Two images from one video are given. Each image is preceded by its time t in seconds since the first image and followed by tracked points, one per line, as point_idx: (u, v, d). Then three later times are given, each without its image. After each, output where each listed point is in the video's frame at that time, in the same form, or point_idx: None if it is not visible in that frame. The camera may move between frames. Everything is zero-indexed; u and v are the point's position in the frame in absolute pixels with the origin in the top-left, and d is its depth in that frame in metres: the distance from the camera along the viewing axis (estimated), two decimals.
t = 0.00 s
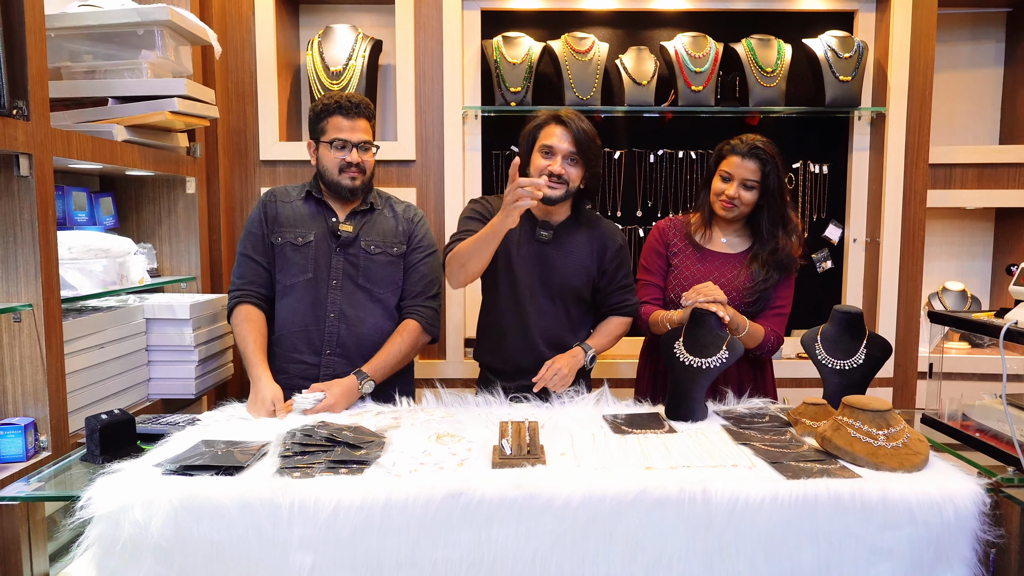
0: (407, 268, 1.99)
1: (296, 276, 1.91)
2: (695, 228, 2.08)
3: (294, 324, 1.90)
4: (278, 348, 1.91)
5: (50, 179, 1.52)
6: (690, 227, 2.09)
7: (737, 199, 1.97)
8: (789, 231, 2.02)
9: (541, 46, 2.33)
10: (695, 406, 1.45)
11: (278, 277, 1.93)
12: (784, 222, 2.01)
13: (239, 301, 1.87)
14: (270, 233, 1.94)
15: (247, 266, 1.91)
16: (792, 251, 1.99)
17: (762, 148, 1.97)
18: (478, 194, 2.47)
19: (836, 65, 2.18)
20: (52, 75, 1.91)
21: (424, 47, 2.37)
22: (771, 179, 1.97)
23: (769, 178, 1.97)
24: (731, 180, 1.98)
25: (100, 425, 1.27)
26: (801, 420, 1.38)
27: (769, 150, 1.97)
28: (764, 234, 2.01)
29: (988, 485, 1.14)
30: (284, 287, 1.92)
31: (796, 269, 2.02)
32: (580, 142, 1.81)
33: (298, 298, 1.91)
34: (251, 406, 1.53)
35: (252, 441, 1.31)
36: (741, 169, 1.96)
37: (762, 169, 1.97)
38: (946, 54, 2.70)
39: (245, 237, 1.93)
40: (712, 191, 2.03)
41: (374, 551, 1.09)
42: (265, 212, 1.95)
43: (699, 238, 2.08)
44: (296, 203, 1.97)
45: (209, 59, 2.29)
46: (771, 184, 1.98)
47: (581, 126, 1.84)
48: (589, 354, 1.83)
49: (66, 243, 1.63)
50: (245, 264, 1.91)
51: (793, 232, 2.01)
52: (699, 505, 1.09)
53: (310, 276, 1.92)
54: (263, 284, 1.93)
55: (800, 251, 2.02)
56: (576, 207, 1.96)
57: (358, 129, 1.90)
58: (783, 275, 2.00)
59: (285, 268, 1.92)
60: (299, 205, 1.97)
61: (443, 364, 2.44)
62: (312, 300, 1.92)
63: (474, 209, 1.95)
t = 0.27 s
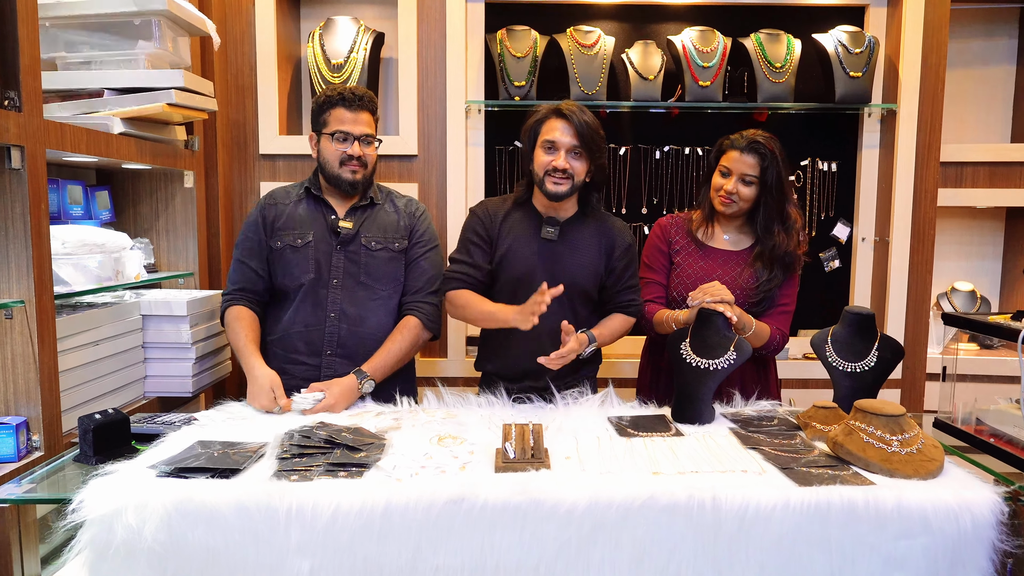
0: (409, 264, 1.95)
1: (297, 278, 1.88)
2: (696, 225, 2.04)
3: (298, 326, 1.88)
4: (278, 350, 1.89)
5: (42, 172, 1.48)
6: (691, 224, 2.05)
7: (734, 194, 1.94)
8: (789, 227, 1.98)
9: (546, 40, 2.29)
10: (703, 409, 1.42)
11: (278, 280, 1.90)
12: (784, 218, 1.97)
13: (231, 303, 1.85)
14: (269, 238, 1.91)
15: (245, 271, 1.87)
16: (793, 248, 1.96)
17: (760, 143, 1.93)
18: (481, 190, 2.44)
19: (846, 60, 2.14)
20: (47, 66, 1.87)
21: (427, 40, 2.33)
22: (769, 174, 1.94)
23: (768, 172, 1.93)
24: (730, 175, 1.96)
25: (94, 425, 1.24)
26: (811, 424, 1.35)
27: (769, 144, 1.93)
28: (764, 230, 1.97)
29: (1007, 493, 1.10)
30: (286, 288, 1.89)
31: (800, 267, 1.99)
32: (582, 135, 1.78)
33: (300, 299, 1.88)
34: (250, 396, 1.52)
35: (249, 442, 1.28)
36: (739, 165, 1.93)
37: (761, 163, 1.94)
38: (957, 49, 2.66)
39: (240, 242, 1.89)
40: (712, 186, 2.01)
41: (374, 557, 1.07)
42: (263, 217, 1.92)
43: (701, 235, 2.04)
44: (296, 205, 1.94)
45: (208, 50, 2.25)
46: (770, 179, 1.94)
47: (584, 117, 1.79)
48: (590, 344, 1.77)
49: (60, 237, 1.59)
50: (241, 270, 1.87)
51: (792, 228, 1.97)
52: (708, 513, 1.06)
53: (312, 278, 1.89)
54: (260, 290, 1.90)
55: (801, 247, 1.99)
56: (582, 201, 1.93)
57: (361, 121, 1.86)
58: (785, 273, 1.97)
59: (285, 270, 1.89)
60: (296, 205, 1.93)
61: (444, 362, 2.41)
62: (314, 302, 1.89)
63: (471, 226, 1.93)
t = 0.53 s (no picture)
0: (411, 261, 1.91)
1: (297, 276, 1.84)
2: (701, 221, 1.99)
3: (299, 325, 1.85)
4: (280, 348, 1.86)
5: (36, 164, 1.44)
6: (696, 219, 2.00)
7: (746, 186, 1.90)
8: (797, 222, 1.93)
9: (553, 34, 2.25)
10: (714, 414, 1.38)
11: (279, 278, 1.86)
12: (793, 213, 1.93)
13: (234, 301, 1.83)
14: (266, 236, 1.87)
15: (243, 270, 1.85)
16: (801, 244, 1.92)
17: (775, 137, 1.90)
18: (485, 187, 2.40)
19: (860, 58, 2.11)
20: (43, 56, 1.83)
21: (432, 33, 2.29)
22: (782, 169, 1.91)
23: (780, 167, 1.90)
24: (742, 167, 1.91)
25: (88, 426, 1.21)
26: (825, 431, 1.31)
27: (782, 139, 1.91)
28: (772, 226, 1.93)
29: None
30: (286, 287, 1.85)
31: (806, 265, 1.95)
32: (580, 132, 1.76)
33: (300, 298, 1.85)
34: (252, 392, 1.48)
35: (247, 445, 1.24)
36: (751, 156, 1.90)
37: (774, 157, 1.91)
38: (971, 49, 2.62)
39: (240, 242, 1.87)
40: (721, 179, 1.97)
41: (376, 566, 1.03)
42: (261, 213, 1.89)
43: (706, 231, 1.99)
44: (293, 200, 1.90)
45: (208, 41, 2.21)
46: (782, 174, 1.91)
47: (582, 113, 1.78)
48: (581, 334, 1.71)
49: (56, 233, 1.55)
50: (240, 268, 1.85)
51: (800, 223, 1.93)
52: (722, 524, 1.03)
53: (310, 274, 1.85)
54: (259, 287, 1.88)
55: (809, 244, 1.95)
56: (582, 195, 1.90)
57: (362, 115, 1.82)
58: (792, 271, 1.93)
59: (284, 268, 1.85)
60: (295, 202, 1.90)
61: (446, 362, 2.37)
62: (313, 300, 1.85)
63: (473, 229, 1.91)
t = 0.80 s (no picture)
0: (413, 257, 1.87)
1: (297, 274, 1.80)
2: (701, 219, 1.95)
3: (299, 325, 1.80)
4: (277, 348, 1.81)
5: (25, 158, 1.40)
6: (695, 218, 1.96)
7: (748, 180, 1.86)
8: (798, 216, 1.94)
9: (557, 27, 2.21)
10: (724, 416, 1.34)
11: (278, 277, 1.82)
12: (793, 207, 1.93)
13: (238, 311, 1.76)
14: (267, 232, 1.83)
15: (244, 268, 1.79)
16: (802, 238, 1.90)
17: (771, 130, 1.90)
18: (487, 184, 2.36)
19: (869, 53, 2.08)
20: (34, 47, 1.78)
21: (433, 26, 2.25)
22: (780, 163, 1.89)
23: (779, 161, 1.89)
24: (742, 162, 1.88)
25: (80, 430, 1.17)
26: (839, 435, 1.28)
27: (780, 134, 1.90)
28: (774, 220, 1.92)
29: None
30: (287, 285, 1.81)
31: (807, 257, 1.93)
32: (577, 128, 1.73)
33: (302, 297, 1.81)
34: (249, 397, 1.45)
35: (244, 449, 1.20)
36: (750, 150, 1.88)
37: (772, 151, 1.89)
38: (980, 45, 2.59)
39: (240, 239, 1.82)
40: (720, 174, 1.93)
41: None
42: (260, 210, 1.84)
43: (706, 229, 1.95)
44: (291, 197, 1.86)
45: (205, 34, 2.16)
46: (781, 168, 1.89)
47: (579, 108, 1.74)
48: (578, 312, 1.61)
49: (47, 229, 1.51)
50: (242, 266, 1.79)
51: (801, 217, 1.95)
52: (737, 533, 0.99)
53: (312, 273, 1.81)
54: (261, 288, 1.82)
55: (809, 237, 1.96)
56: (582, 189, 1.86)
57: (355, 108, 1.78)
58: (797, 264, 1.91)
59: (284, 267, 1.81)
60: (292, 199, 1.85)
61: (447, 361, 2.34)
62: (314, 299, 1.81)
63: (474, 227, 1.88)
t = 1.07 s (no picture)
0: (414, 254, 1.84)
1: (295, 270, 1.77)
2: (701, 219, 1.93)
3: (297, 323, 1.77)
4: (277, 347, 1.78)
5: (17, 151, 1.36)
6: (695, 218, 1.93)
7: (745, 177, 1.84)
8: (796, 211, 1.91)
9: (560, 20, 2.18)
10: (734, 416, 1.31)
11: (274, 273, 1.78)
12: (790, 202, 1.91)
13: (233, 306, 1.72)
14: (263, 226, 1.80)
15: (239, 262, 1.77)
16: (803, 232, 1.87)
17: (766, 126, 1.87)
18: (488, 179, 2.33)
19: (876, 48, 2.09)
20: (26, 38, 1.74)
21: (434, 19, 2.22)
22: (777, 158, 1.87)
23: (775, 157, 1.86)
24: (738, 159, 1.86)
25: (74, 432, 1.14)
26: (850, 436, 1.25)
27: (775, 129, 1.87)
28: (774, 215, 1.89)
29: None
30: (284, 282, 1.77)
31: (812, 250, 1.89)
32: (572, 124, 1.69)
33: (300, 294, 1.77)
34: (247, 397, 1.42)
35: (243, 451, 1.17)
36: (746, 147, 1.85)
37: (768, 147, 1.87)
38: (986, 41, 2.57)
39: (236, 231, 1.79)
40: (717, 173, 1.91)
41: None
42: (257, 203, 1.81)
43: (707, 228, 1.92)
44: (289, 190, 1.82)
45: (201, 25, 2.12)
46: (778, 163, 1.87)
47: (571, 105, 1.70)
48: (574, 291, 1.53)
49: (39, 225, 1.48)
50: (237, 259, 1.77)
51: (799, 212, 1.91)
52: (752, 539, 0.97)
53: (310, 269, 1.77)
54: (257, 284, 1.79)
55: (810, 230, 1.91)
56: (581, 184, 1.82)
57: (352, 101, 1.75)
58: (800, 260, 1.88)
59: (281, 263, 1.77)
60: (292, 191, 1.82)
61: (448, 360, 2.31)
62: (313, 296, 1.78)
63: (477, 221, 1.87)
